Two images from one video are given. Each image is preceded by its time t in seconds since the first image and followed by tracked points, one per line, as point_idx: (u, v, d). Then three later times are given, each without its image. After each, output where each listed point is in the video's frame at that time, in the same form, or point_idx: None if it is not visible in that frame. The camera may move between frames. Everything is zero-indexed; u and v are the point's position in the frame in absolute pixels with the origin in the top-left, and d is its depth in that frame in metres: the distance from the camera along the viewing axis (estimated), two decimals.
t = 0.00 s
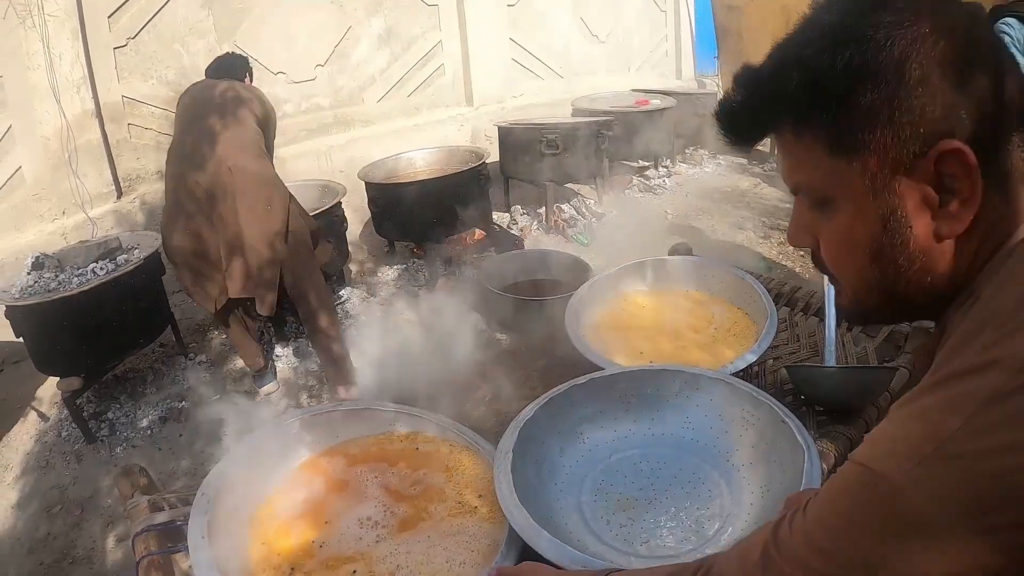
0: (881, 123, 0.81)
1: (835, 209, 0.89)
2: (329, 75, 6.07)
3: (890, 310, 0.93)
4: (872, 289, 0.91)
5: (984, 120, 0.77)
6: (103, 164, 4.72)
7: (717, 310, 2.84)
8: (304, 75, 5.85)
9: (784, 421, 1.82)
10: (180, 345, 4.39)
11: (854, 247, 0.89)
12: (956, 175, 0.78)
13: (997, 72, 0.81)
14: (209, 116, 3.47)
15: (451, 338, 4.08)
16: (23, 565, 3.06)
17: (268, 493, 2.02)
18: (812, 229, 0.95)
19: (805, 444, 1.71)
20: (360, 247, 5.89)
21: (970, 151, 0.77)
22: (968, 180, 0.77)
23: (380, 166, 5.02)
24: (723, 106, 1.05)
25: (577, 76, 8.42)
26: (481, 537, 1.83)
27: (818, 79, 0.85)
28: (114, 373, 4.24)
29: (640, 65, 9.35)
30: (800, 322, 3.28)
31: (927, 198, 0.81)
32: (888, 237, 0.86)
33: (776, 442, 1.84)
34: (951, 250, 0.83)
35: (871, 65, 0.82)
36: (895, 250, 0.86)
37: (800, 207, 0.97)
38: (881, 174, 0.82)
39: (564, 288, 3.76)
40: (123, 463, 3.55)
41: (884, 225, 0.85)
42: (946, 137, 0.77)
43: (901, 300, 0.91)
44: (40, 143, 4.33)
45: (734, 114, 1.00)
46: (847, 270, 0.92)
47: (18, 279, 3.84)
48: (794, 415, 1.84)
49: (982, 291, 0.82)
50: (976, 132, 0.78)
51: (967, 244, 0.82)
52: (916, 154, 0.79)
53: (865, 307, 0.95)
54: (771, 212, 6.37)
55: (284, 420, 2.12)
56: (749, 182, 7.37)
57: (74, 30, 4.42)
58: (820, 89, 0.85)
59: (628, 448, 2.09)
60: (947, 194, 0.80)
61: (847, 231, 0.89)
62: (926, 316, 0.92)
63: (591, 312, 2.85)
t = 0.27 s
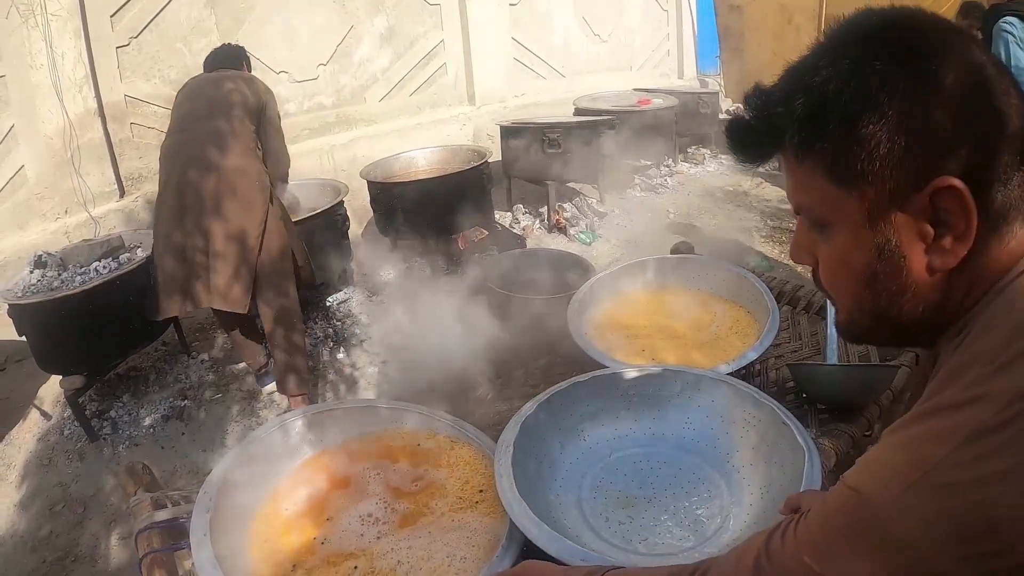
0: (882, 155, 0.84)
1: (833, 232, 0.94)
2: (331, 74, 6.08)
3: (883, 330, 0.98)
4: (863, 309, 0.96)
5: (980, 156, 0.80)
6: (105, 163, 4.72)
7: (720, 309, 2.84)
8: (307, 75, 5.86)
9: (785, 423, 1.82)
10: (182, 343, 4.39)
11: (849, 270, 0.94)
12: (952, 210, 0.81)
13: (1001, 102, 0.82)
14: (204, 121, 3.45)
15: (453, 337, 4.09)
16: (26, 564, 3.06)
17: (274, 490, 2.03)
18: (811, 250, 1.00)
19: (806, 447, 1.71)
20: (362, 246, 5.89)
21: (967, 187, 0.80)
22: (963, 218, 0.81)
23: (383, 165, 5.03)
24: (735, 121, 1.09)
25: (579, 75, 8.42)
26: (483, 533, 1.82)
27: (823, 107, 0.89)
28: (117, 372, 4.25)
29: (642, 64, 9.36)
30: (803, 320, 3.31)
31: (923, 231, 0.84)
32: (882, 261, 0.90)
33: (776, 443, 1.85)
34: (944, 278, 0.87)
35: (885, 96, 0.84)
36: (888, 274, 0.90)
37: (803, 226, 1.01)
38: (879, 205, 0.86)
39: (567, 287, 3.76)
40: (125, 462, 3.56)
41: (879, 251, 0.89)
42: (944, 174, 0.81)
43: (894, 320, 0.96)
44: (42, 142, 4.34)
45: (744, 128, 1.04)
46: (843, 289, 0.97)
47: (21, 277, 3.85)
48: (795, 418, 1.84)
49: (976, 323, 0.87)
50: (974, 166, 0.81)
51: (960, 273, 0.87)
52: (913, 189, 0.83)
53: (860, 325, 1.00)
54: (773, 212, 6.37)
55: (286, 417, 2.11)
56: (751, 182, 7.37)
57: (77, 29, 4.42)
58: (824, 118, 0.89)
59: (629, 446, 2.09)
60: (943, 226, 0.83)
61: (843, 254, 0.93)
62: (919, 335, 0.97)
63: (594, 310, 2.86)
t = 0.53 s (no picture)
0: (864, 155, 0.85)
1: (820, 235, 0.94)
2: (333, 73, 6.08)
3: (871, 334, 0.97)
4: (852, 312, 0.96)
5: (962, 154, 0.80)
6: (107, 162, 4.73)
7: (721, 309, 2.84)
8: (309, 75, 5.87)
9: (796, 422, 1.82)
10: (184, 342, 4.40)
11: (836, 273, 0.94)
12: (936, 210, 0.81)
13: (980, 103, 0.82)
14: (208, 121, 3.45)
15: (455, 336, 4.09)
16: (27, 562, 3.07)
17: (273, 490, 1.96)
18: (799, 254, 1.01)
19: (818, 446, 1.71)
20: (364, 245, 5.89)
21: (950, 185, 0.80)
22: (946, 216, 0.80)
23: (384, 165, 5.03)
24: (726, 127, 1.11)
25: (581, 75, 8.42)
26: (494, 538, 1.78)
27: (805, 113, 0.90)
28: (118, 370, 4.26)
29: (644, 64, 9.36)
30: (804, 320, 3.30)
31: (908, 231, 0.84)
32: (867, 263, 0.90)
33: (787, 442, 1.85)
34: (930, 280, 0.87)
35: (868, 97, 0.85)
36: (874, 276, 0.90)
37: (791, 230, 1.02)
38: (863, 206, 0.87)
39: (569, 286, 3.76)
40: (127, 461, 3.56)
41: (864, 252, 0.89)
42: (926, 173, 0.81)
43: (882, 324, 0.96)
44: (44, 142, 4.36)
45: (734, 138, 1.07)
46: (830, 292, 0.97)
47: (23, 276, 3.85)
48: (806, 417, 1.84)
49: (963, 323, 0.86)
50: (955, 165, 0.80)
51: (946, 275, 0.86)
52: (897, 188, 0.83)
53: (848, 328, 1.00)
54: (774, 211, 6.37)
55: (293, 430, 2.08)
56: (753, 181, 7.37)
57: (78, 29, 4.43)
58: (808, 121, 0.90)
59: (638, 444, 2.09)
60: (926, 227, 0.83)
61: (830, 256, 0.93)
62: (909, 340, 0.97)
63: (596, 309, 2.86)
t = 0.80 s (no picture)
0: (851, 145, 0.90)
1: (809, 224, 0.99)
2: (335, 73, 6.08)
3: (862, 322, 1.02)
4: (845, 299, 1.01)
5: (944, 141, 0.86)
6: (109, 161, 4.73)
7: (722, 309, 2.84)
8: (311, 74, 5.87)
9: (803, 422, 1.81)
10: (186, 342, 4.41)
11: (827, 261, 0.99)
12: (924, 194, 0.86)
13: (959, 91, 0.88)
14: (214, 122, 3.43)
15: (457, 336, 4.09)
16: (29, 562, 3.07)
17: (284, 500, 1.91)
18: (790, 246, 1.05)
19: (824, 446, 1.71)
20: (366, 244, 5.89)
21: (936, 170, 0.85)
22: (935, 199, 0.85)
23: (386, 164, 5.03)
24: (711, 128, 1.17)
25: (584, 74, 8.42)
26: (507, 544, 1.74)
27: (790, 106, 0.96)
28: (120, 369, 4.27)
29: (646, 64, 9.36)
30: (807, 320, 3.30)
31: (898, 217, 0.89)
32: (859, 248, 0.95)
33: (794, 441, 1.84)
34: (919, 265, 0.92)
35: (853, 89, 0.90)
36: (865, 262, 0.95)
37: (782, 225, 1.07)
38: (853, 193, 0.91)
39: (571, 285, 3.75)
40: (129, 460, 3.57)
41: (854, 240, 0.94)
42: (912, 160, 0.86)
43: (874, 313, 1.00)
44: (46, 141, 4.36)
45: (719, 134, 1.13)
46: (821, 281, 1.02)
47: (25, 276, 3.86)
48: (813, 416, 1.83)
49: (958, 305, 0.91)
50: (939, 150, 0.86)
51: (934, 261, 0.91)
52: (885, 175, 0.88)
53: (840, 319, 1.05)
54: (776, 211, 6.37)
55: (296, 434, 2.00)
56: (755, 181, 7.37)
57: (80, 29, 4.43)
58: (796, 115, 0.95)
59: (645, 442, 2.09)
60: (916, 211, 0.88)
61: (820, 244, 0.98)
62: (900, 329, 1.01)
63: (598, 309, 2.86)
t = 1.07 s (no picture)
0: (880, 88, 0.96)
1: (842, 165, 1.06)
2: (337, 72, 6.08)
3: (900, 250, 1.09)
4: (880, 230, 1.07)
5: (971, 71, 0.90)
6: (112, 161, 4.73)
7: (727, 308, 2.84)
8: (313, 73, 5.87)
9: (806, 421, 1.81)
10: (188, 341, 4.41)
11: (861, 200, 1.06)
12: (953, 127, 0.91)
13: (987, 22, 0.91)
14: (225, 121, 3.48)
15: (459, 335, 4.09)
16: (31, 561, 3.07)
17: (290, 502, 1.91)
18: (820, 192, 1.13)
19: (827, 447, 1.70)
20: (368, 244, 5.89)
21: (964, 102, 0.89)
22: (963, 133, 0.90)
23: (389, 163, 5.03)
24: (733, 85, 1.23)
25: (586, 74, 8.42)
26: (513, 545, 1.74)
27: (821, 50, 1.01)
28: (123, 368, 4.27)
29: (648, 64, 9.36)
30: (809, 320, 3.30)
31: (928, 150, 0.95)
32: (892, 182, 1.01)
33: (796, 441, 1.84)
34: (948, 199, 0.99)
35: (880, 30, 0.95)
36: (896, 200, 1.02)
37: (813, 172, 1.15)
38: (887, 132, 0.97)
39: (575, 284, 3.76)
40: (131, 459, 3.57)
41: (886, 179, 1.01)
42: (940, 95, 0.91)
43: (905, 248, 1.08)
44: (49, 140, 4.38)
45: (739, 82, 1.17)
46: (854, 222, 1.09)
47: (27, 275, 3.86)
48: (815, 415, 1.83)
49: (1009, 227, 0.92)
50: (970, 76, 0.90)
51: (964, 193, 0.98)
52: (915, 111, 0.94)
53: (873, 257, 1.13)
54: (778, 211, 6.37)
55: (299, 433, 1.99)
56: (757, 181, 7.37)
57: (83, 28, 4.43)
58: (828, 59, 1.00)
59: (649, 442, 2.09)
60: (947, 146, 0.94)
61: (854, 183, 1.05)
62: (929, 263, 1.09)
63: (601, 308, 2.86)
